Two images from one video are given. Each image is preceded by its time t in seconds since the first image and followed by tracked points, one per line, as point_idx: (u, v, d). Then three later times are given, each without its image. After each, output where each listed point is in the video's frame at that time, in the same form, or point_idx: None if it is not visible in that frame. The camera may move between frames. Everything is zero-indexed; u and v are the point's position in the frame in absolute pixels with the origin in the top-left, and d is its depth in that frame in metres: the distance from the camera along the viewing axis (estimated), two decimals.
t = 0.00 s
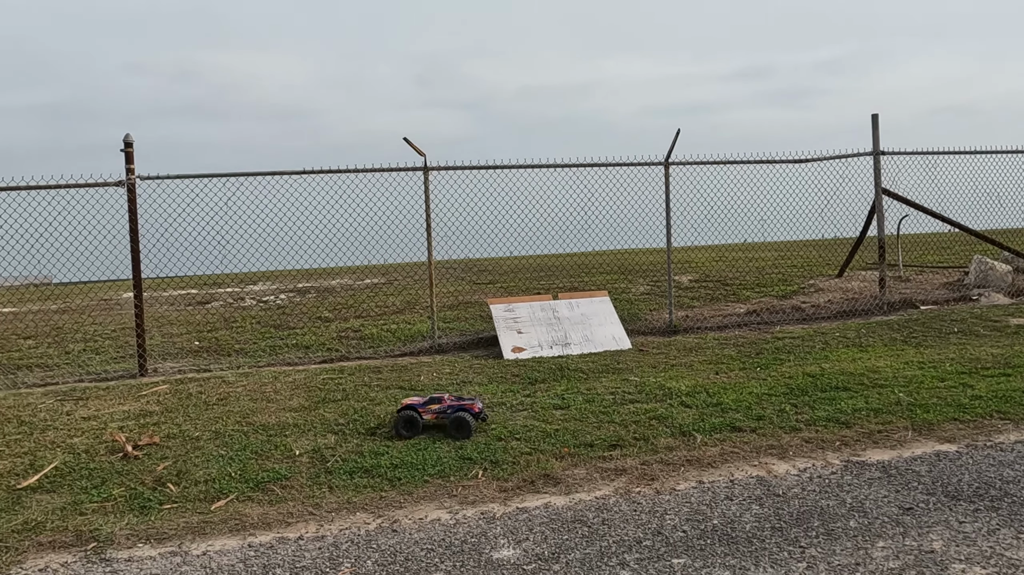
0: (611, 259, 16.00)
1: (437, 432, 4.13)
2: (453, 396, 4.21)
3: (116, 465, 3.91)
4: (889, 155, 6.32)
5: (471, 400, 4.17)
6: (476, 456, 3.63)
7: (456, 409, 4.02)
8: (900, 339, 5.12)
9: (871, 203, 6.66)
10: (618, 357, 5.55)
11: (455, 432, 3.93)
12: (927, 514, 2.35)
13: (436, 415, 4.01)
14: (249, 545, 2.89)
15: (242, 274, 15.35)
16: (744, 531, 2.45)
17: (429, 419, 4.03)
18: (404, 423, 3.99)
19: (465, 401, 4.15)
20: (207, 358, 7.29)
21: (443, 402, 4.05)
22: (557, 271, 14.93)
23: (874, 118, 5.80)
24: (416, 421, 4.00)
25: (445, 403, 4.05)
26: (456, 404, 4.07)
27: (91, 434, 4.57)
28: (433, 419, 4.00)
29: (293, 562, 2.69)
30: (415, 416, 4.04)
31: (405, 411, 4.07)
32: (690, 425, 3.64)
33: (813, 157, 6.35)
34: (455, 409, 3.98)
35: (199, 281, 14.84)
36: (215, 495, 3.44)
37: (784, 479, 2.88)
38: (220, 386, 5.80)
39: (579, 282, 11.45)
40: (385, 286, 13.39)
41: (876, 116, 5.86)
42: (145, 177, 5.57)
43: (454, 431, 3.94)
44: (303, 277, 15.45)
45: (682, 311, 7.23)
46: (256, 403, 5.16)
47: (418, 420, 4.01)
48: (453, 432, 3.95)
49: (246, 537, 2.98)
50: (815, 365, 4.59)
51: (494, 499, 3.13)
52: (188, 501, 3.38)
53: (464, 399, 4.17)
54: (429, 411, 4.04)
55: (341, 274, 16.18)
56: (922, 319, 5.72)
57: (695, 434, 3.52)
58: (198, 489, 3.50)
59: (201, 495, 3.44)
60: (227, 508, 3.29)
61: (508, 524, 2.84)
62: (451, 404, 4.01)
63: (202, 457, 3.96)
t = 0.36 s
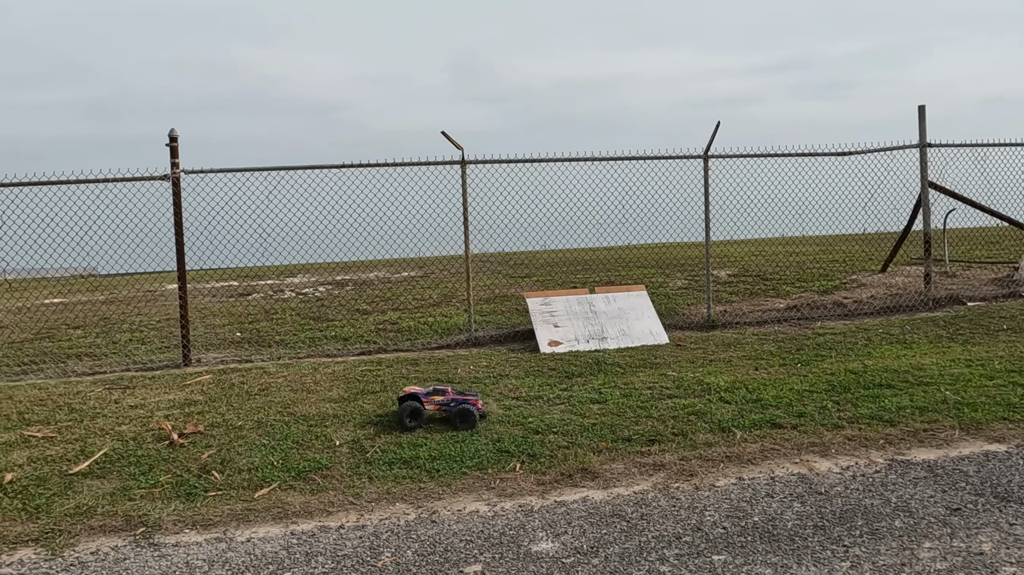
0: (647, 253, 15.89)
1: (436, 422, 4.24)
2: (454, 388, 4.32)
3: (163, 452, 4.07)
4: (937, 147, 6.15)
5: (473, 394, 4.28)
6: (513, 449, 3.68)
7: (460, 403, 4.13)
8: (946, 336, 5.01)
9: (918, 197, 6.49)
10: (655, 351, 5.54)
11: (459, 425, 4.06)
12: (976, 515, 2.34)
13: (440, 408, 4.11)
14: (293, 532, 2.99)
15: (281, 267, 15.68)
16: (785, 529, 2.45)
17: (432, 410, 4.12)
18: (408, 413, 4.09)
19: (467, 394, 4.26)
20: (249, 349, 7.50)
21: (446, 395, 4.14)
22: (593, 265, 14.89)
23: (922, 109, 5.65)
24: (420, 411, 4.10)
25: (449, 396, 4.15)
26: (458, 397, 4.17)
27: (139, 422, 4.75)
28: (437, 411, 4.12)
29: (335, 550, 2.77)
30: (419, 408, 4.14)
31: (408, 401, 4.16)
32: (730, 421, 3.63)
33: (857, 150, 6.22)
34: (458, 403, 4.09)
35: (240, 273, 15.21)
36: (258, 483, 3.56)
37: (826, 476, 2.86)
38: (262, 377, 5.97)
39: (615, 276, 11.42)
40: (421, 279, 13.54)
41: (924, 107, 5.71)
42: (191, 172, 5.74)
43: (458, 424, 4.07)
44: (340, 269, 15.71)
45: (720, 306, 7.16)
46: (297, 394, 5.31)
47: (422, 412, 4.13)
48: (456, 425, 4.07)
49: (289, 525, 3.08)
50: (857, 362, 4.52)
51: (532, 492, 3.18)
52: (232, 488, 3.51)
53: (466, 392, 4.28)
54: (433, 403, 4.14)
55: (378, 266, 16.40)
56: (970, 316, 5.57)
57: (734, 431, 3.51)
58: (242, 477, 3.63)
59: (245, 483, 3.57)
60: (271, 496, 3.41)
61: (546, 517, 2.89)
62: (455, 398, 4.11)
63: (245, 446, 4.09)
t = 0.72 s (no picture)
0: (661, 251, 15.84)
1: (434, 420, 4.29)
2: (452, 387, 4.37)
3: (181, 448, 4.13)
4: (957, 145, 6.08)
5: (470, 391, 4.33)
6: (528, 446, 3.70)
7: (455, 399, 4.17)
8: (966, 336, 4.95)
9: (936, 195, 6.42)
10: (670, 350, 5.53)
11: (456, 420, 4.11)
12: (996, 516, 2.33)
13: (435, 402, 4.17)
14: (309, 528, 3.03)
15: (296, 264, 15.80)
16: (802, 529, 2.45)
17: (431, 406, 4.16)
18: (405, 408, 4.14)
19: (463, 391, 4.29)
20: (266, 346, 7.58)
21: (443, 391, 4.20)
22: (607, 263, 14.88)
23: (941, 106, 5.59)
24: (417, 407, 4.15)
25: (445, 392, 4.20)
26: (456, 394, 4.23)
27: (158, 417, 4.83)
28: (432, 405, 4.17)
29: (351, 547, 2.81)
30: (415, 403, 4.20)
31: (405, 397, 4.21)
32: (745, 420, 3.63)
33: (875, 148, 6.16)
34: (455, 399, 4.14)
35: (255, 270, 15.35)
36: (275, 479, 3.61)
37: (843, 476, 2.86)
38: (278, 373, 6.04)
39: (629, 274, 11.40)
40: (435, 276, 13.59)
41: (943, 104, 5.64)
42: (208, 170, 5.80)
43: (456, 420, 4.11)
44: (354, 267, 15.81)
45: (736, 304, 7.13)
46: (313, 390, 5.36)
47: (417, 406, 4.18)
48: (453, 421, 4.12)
49: (306, 521, 3.12)
50: (875, 361, 4.49)
51: (548, 490, 3.20)
52: (250, 484, 3.56)
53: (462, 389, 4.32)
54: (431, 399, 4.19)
55: (393, 264, 16.48)
56: (990, 315, 5.51)
57: (750, 429, 3.51)
58: (259, 473, 3.68)
59: (262, 479, 3.61)
60: (287, 492, 3.46)
61: (562, 515, 2.91)
62: (453, 394, 4.16)
63: (262, 442, 4.15)
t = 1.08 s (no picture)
0: (686, 248, 15.72)
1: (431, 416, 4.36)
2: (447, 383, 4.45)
3: (210, 441, 4.23)
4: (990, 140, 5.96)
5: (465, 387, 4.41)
6: (553, 443, 3.72)
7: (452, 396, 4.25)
8: (999, 335, 4.87)
9: (968, 191, 6.30)
10: (695, 347, 5.51)
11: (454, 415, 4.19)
12: None
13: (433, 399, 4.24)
14: (336, 522, 3.09)
15: (321, 260, 15.99)
16: (831, 529, 2.44)
17: (427, 402, 4.23)
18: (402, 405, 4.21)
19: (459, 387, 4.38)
20: (292, 341, 7.70)
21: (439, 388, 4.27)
22: (631, 260, 14.82)
23: (974, 101, 5.48)
24: (415, 403, 4.22)
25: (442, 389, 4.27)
26: (452, 389, 4.30)
27: (187, 411, 4.94)
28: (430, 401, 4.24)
29: (378, 541, 2.86)
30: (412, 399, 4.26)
31: (402, 394, 4.28)
32: (772, 418, 3.62)
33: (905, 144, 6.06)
34: (452, 395, 4.22)
35: (281, 266, 15.57)
36: (302, 473, 3.68)
37: (872, 476, 2.84)
38: (304, 368, 6.14)
39: (653, 270, 11.35)
40: (458, 272, 13.65)
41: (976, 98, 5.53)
42: (236, 167, 5.90)
43: (454, 416, 4.18)
44: (378, 263, 15.94)
45: (762, 302, 7.07)
46: (339, 385, 5.44)
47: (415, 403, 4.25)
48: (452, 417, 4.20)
49: (333, 515, 3.18)
50: (904, 359, 4.43)
51: (573, 487, 3.22)
52: (277, 478, 3.63)
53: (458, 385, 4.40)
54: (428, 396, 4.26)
55: (416, 260, 16.59)
56: None
57: (776, 428, 3.50)
58: (287, 467, 3.75)
59: (289, 472, 3.69)
60: (315, 486, 3.53)
61: (587, 512, 2.93)
62: (450, 390, 4.23)
63: (289, 436, 4.23)
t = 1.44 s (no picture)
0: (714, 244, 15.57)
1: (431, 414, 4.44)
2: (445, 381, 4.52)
3: (243, 434, 4.34)
4: None
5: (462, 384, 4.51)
6: (582, 439, 3.75)
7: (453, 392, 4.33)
8: None
9: (1007, 186, 6.16)
10: (724, 344, 5.48)
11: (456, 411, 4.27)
12: None
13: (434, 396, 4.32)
14: (366, 515, 3.16)
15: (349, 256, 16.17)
16: (865, 529, 2.43)
17: (427, 399, 4.30)
18: (402, 405, 4.26)
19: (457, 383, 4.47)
20: (322, 336, 7.83)
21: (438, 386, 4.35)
22: (658, 256, 14.73)
23: (1013, 94, 5.36)
24: (415, 402, 4.28)
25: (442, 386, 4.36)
26: (451, 387, 4.39)
27: (220, 404, 5.07)
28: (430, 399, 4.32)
29: (408, 535, 2.92)
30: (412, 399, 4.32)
31: (401, 394, 4.34)
32: (803, 417, 3.60)
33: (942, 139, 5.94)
34: (452, 392, 4.30)
35: (309, 261, 15.79)
36: (333, 466, 3.76)
37: (907, 476, 2.81)
38: (334, 362, 6.25)
39: (681, 266, 11.27)
40: (485, 268, 13.72)
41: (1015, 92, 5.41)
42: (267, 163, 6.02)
43: (454, 412, 4.26)
44: (405, 259, 16.08)
45: (793, 299, 6.99)
46: (368, 380, 5.53)
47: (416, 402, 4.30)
48: (452, 414, 4.27)
49: (364, 508, 3.25)
50: (940, 358, 4.37)
51: (602, 484, 3.25)
52: (308, 471, 3.72)
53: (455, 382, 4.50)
54: (429, 394, 4.32)
55: (443, 256, 16.69)
56: None
57: (808, 426, 3.48)
58: (317, 461, 3.84)
59: (320, 466, 3.77)
60: (346, 479, 3.61)
61: (617, 508, 2.95)
62: (449, 387, 4.32)
63: (319, 430, 4.32)
